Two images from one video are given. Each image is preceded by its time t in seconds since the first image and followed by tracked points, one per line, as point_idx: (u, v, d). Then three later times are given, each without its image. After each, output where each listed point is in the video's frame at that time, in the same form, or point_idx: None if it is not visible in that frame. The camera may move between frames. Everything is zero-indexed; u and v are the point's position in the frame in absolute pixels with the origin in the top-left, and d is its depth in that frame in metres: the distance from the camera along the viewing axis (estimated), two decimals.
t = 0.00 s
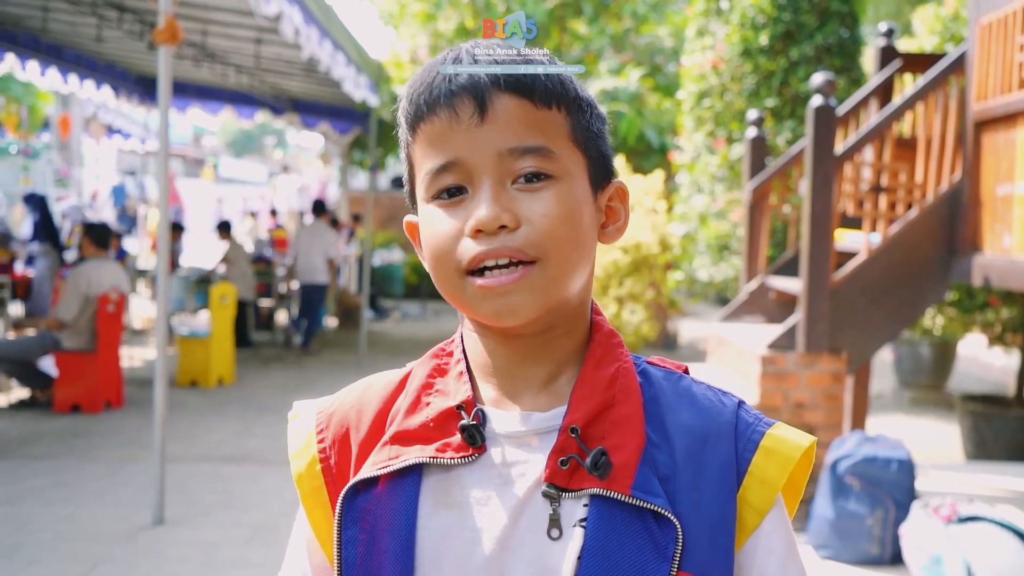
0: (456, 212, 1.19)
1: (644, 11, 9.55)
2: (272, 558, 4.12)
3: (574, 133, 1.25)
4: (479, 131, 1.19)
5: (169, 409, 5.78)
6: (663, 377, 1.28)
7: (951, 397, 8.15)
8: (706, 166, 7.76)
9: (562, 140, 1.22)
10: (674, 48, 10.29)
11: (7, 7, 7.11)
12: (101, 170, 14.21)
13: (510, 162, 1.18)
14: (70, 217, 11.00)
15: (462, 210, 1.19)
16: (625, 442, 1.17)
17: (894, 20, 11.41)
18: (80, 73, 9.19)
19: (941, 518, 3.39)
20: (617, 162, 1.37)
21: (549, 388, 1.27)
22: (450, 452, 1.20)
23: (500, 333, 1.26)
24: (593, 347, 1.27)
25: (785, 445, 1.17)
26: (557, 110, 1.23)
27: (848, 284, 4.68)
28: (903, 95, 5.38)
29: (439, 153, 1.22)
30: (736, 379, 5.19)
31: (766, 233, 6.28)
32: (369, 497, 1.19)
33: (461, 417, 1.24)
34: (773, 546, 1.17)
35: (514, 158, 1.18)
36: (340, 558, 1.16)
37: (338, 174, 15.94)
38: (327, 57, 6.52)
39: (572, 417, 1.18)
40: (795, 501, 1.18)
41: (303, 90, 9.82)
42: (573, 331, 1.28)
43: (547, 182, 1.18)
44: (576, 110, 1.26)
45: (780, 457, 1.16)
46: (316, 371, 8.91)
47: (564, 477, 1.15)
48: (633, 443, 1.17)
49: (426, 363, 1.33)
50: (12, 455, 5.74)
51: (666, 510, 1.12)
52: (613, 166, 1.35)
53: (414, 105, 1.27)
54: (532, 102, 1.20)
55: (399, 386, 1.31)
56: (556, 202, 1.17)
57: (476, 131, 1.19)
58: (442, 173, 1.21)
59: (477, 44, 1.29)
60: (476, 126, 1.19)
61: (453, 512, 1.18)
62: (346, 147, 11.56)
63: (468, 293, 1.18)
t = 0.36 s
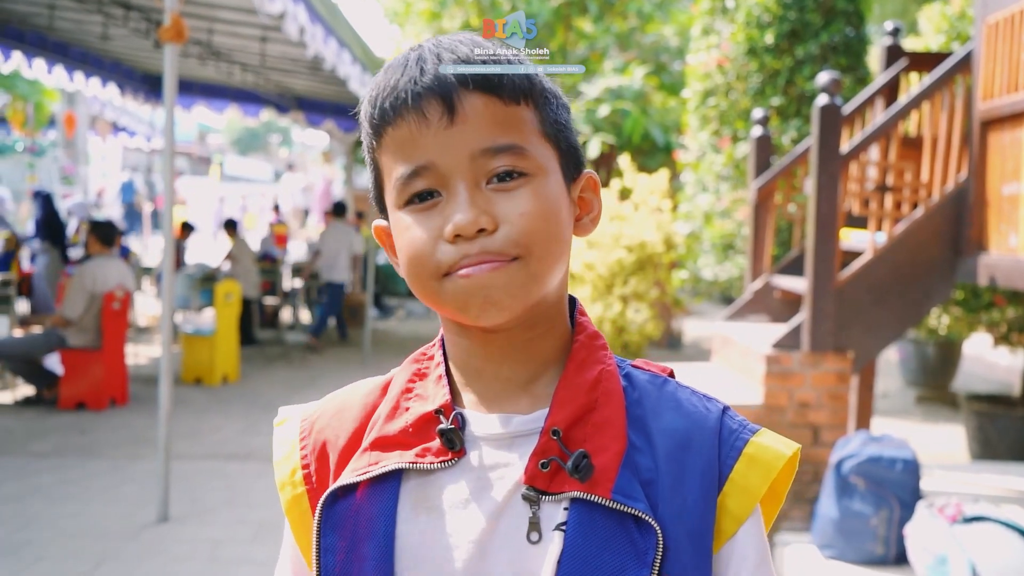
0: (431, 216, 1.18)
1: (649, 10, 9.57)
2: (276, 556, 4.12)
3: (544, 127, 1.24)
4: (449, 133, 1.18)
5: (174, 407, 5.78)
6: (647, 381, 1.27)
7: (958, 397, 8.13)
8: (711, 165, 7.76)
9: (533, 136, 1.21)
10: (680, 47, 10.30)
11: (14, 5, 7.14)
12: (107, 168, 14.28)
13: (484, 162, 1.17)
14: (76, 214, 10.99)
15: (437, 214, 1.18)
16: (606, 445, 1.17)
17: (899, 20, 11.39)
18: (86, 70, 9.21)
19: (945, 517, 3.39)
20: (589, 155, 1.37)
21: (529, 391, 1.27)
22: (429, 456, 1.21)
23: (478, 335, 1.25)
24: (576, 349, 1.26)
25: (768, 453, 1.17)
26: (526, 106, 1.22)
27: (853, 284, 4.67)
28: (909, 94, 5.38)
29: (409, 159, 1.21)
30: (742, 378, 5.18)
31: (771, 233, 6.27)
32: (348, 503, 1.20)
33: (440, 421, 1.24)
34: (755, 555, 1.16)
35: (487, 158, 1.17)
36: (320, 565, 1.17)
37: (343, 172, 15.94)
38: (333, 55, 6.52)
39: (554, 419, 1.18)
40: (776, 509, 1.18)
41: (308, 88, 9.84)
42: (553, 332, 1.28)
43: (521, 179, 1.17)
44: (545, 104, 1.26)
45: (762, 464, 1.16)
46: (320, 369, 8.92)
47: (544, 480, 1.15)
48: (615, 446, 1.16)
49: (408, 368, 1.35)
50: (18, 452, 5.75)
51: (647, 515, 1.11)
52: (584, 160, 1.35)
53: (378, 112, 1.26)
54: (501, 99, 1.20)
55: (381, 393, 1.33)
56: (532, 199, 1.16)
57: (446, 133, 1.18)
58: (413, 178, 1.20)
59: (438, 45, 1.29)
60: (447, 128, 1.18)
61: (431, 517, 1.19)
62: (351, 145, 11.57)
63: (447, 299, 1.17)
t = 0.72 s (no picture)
0: (391, 212, 1.20)
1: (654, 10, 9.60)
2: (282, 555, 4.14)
3: (515, 127, 1.24)
4: (411, 130, 1.19)
5: (179, 406, 5.80)
6: (624, 388, 1.29)
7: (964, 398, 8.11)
8: (717, 165, 7.74)
9: (499, 135, 1.21)
10: (685, 48, 10.31)
11: (20, 5, 7.15)
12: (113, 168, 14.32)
13: (444, 159, 1.18)
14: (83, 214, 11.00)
15: (397, 210, 1.20)
16: (582, 455, 1.18)
17: (906, 19, 11.38)
18: (93, 70, 9.23)
19: (951, 518, 3.39)
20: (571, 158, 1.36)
21: (501, 398, 1.27)
22: (398, 465, 1.21)
23: (446, 338, 1.27)
24: (550, 356, 1.28)
25: (748, 459, 1.19)
26: (496, 105, 1.22)
27: (858, 284, 4.66)
28: (915, 94, 5.37)
29: (372, 154, 1.23)
30: (747, 379, 5.18)
31: (777, 234, 6.27)
32: (314, 513, 1.20)
33: (408, 427, 1.25)
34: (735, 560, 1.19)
35: (446, 156, 1.18)
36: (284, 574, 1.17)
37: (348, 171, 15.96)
38: (338, 55, 6.53)
39: (529, 428, 1.19)
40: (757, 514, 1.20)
41: (313, 88, 9.84)
42: (524, 336, 1.29)
43: (481, 177, 1.18)
44: (520, 104, 1.25)
45: (744, 471, 1.18)
46: (326, 369, 8.93)
47: (518, 489, 1.16)
48: (591, 456, 1.17)
49: (375, 375, 1.35)
50: (23, 451, 5.76)
51: (624, 525, 1.12)
52: (566, 162, 1.34)
53: (351, 106, 1.28)
54: (467, 98, 1.20)
55: (348, 400, 1.33)
56: (489, 200, 1.17)
57: (408, 129, 1.19)
58: (376, 173, 1.22)
59: (414, 42, 1.29)
60: (408, 124, 1.19)
61: (399, 526, 1.19)
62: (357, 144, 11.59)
63: (405, 300, 1.20)
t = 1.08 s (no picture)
0: (411, 209, 1.20)
1: (663, 10, 9.60)
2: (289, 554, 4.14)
3: (539, 130, 1.24)
4: (435, 129, 1.20)
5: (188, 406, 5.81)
6: (639, 386, 1.30)
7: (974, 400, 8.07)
8: (724, 166, 7.71)
9: (522, 138, 1.22)
10: (694, 48, 10.31)
11: (31, 6, 7.19)
12: (122, 168, 14.36)
13: (465, 160, 1.18)
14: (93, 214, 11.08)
15: (417, 207, 1.20)
16: (598, 450, 1.18)
17: (916, 20, 11.34)
18: (103, 71, 9.27)
19: (959, 521, 3.38)
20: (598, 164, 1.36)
21: (521, 394, 1.28)
22: (421, 458, 1.21)
23: (466, 335, 1.27)
24: (567, 354, 1.28)
25: (758, 461, 1.20)
26: (520, 107, 1.22)
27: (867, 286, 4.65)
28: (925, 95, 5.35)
29: (398, 151, 1.23)
30: (755, 380, 5.16)
31: (785, 235, 6.24)
32: (338, 506, 1.20)
33: (431, 422, 1.25)
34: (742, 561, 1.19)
35: (468, 157, 1.18)
36: (310, 567, 1.17)
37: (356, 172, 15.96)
38: (346, 56, 6.54)
39: (546, 424, 1.19)
40: (763, 517, 1.21)
41: (322, 88, 9.86)
42: (541, 335, 1.29)
43: (500, 179, 1.18)
44: (545, 108, 1.25)
45: (752, 473, 1.19)
46: (334, 369, 8.95)
47: (536, 484, 1.17)
48: (606, 452, 1.18)
49: (397, 369, 1.35)
50: (32, 450, 5.79)
51: (638, 520, 1.13)
52: (591, 166, 1.34)
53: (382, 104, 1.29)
54: (492, 100, 1.20)
55: (370, 394, 1.33)
56: (507, 202, 1.17)
57: (432, 129, 1.20)
58: (401, 170, 1.22)
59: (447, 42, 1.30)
60: (433, 123, 1.20)
61: (423, 519, 1.20)
62: (365, 145, 11.62)
63: (420, 291, 1.19)
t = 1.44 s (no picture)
0: (475, 198, 1.21)
1: (671, 6, 9.59)
2: (298, 550, 4.16)
3: (611, 136, 1.24)
4: (511, 122, 1.19)
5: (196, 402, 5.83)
6: (681, 380, 1.29)
7: (981, 397, 8.05)
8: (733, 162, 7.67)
9: (595, 141, 1.22)
10: (702, 44, 10.28)
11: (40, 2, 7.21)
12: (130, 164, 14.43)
13: (535, 159, 1.18)
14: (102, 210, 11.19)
15: (482, 197, 1.20)
16: (644, 444, 1.18)
17: (924, 16, 11.29)
18: (111, 67, 9.30)
19: (967, 518, 3.38)
20: (660, 170, 1.37)
21: (566, 386, 1.27)
22: (469, 448, 1.20)
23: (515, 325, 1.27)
24: (613, 348, 1.28)
25: (800, 454, 1.20)
26: (596, 110, 1.22)
27: (874, 282, 4.64)
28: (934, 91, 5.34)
29: (469, 137, 1.23)
30: (762, 377, 5.16)
31: (793, 232, 6.23)
32: (386, 492, 1.20)
33: (478, 412, 1.24)
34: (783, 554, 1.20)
35: (538, 155, 1.18)
36: (360, 552, 1.17)
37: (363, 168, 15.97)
38: (354, 52, 6.54)
39: (593, 417, 1.19)
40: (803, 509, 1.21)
41: (329, 84, 9.87)
42: (590, 331, 1.29)
43: (568, 181, 1.18)
44: (620, 113, 1.26)
45: (795, 465, 1.19)
46: (341, 365, 8.97)
47: (582, 475, 1.16)
48: (653, 445, 1.18)
49: (442, 359, 1.33)
50: (42, 445, 5.81)
51: (684, 512, 1.13)
52: (654, 173, 1.36)
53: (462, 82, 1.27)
54: (570, 101, 1.20)
55: (415, 382, 1.32)
56: (571, 206, 1.18)
57: (507, 122, 1.19)
58: (469, 155, 1.22)
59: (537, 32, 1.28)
60: (508, 117, 1.19)
61: (470, 507, 1.19)
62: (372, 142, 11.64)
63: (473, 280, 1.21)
